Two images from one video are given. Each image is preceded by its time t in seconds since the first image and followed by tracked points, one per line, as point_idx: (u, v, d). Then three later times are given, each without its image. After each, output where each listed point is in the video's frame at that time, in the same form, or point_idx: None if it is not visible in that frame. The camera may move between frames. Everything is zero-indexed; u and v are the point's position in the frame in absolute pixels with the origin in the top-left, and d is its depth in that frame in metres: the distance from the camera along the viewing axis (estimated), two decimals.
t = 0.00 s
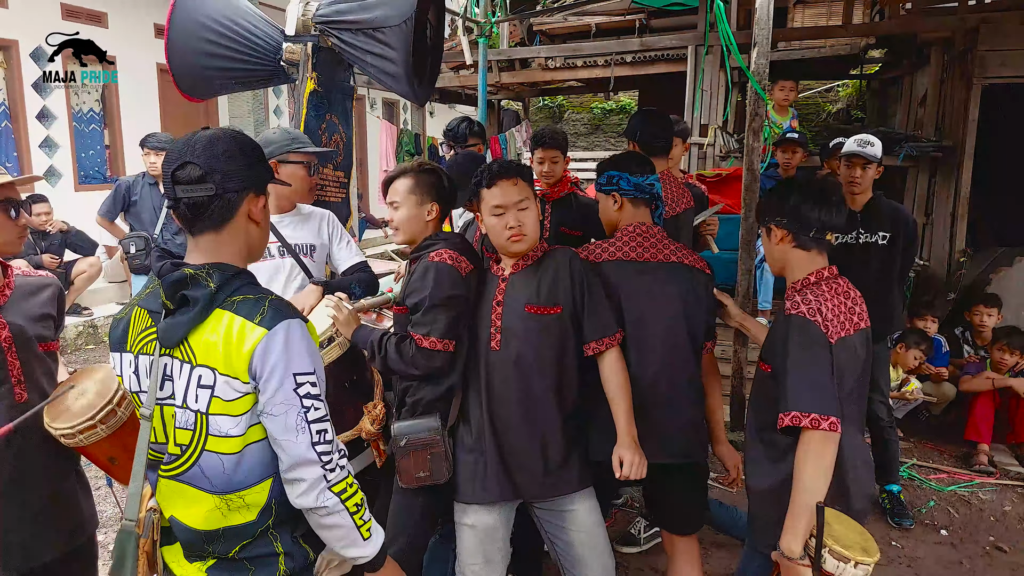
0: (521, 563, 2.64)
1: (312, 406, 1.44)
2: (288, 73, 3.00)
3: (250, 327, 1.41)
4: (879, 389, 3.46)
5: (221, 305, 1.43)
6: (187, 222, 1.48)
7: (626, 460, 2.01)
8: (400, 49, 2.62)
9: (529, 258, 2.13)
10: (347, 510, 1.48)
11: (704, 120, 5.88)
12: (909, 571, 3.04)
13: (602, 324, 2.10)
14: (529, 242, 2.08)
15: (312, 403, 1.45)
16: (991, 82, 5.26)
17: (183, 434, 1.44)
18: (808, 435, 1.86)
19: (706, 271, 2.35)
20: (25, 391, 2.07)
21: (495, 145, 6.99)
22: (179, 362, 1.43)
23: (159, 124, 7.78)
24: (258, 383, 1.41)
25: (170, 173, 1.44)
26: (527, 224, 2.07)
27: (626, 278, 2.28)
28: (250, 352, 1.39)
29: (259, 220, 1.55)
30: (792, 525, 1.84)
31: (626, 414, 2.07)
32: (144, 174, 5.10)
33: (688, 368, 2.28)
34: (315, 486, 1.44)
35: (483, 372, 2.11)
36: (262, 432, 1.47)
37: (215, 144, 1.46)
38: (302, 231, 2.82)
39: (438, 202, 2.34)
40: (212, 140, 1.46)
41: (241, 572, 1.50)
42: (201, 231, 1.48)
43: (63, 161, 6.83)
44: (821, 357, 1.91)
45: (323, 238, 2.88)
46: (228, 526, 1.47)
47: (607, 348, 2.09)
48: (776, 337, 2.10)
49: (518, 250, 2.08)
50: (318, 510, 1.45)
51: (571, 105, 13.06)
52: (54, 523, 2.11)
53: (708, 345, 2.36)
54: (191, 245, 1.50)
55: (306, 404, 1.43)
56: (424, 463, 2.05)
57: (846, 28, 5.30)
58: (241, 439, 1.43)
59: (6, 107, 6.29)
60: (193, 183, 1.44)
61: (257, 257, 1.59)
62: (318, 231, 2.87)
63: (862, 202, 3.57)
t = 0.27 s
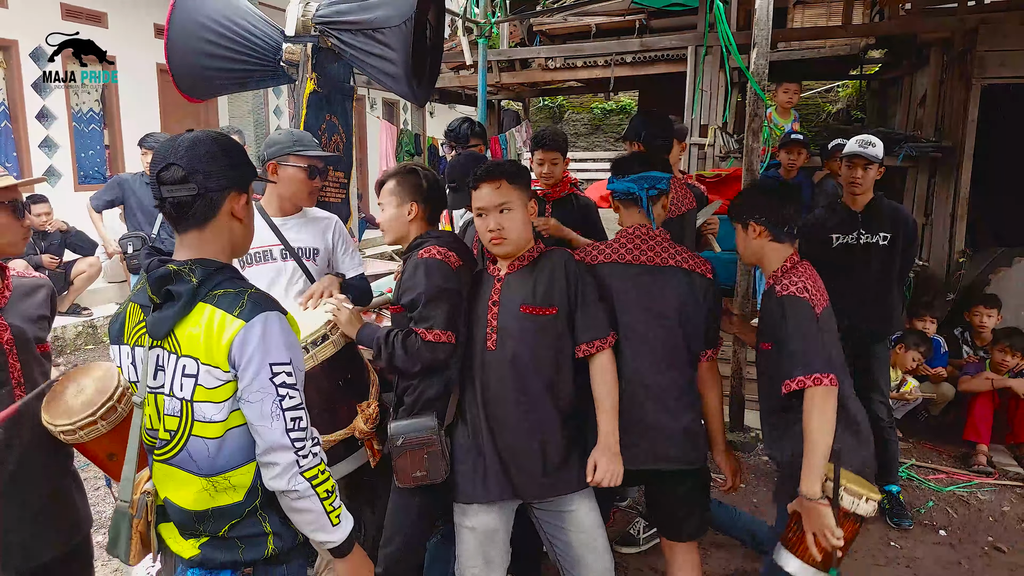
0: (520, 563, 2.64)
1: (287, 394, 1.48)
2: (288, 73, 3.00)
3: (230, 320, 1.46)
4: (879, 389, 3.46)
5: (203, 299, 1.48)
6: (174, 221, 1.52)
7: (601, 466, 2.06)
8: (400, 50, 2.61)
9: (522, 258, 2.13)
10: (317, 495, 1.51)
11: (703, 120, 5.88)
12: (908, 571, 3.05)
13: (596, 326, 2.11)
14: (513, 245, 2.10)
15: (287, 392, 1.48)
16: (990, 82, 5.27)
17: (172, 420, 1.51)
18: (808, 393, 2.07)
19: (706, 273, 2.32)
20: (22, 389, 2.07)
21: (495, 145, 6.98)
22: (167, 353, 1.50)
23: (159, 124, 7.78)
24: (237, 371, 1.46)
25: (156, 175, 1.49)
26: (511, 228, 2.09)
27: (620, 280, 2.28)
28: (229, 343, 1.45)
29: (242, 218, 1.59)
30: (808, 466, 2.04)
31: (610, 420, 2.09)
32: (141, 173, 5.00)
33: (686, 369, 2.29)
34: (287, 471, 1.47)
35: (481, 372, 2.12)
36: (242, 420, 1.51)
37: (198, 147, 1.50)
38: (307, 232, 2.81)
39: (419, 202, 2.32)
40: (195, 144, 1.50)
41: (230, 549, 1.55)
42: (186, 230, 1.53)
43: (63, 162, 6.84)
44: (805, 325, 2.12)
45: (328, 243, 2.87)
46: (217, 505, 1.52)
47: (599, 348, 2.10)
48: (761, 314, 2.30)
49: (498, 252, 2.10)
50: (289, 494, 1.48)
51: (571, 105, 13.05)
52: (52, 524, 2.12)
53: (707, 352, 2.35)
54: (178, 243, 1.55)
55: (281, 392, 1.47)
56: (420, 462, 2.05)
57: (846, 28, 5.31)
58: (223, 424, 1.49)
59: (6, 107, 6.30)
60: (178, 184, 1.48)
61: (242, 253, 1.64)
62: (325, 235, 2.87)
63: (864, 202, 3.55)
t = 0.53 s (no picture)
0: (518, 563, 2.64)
1: (272, 384, 1.49)
2: (286, 74, 3.01)
3: (217, 313, 1.47)
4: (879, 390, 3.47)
5: (191, 294, 1.49)
6: (165, 219, 1.53)
7: (517, 467, 1.99)
8: (398, 51, 2.62)
9: (515, 260, 2.11)
10: (301, 481, 1.52)
11: (703, 120, 5.88)
12: (906, 571, 3.05)
13: (584, 329, 2.06)
14: (493, 249, 2.08)
15: (273, 381, 1.50)
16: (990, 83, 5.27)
17: (160, 409, 1.51)
18: (860, 358, 2.30)
19: (705, 280, 2.29)
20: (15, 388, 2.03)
21: (494, 145, 6.98)
22: (156, 344, 1.50)
23: (159, 124, 7.79)
24: (223, 362, 1.47)
25: (148, 174, 1.49)
26: (488, 228, 2.06)
27: (613, 282, 2.28)
28: (215, 335, 1.46)
29: (230, 218, 1.58)
30: (874, 429, 2.29)
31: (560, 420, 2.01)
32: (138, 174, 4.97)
33: (684, 371, 2.29)
34: (272, 457, 1.49)
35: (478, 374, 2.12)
36: (228, 408, 1.52)
37: (191, 147, 1.51)
38: (305, 236, 2.83)
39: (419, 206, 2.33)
40: (188, 144, 1.51)
41: (212, 535, 1.55)
42: (177, 228, 1.53)
43: (62, 162, 6.84)
44: (834, 296, 2.40)
45: (324, 247, 2.89)
46: (200, 491, 1.53)
47: (584, 354, 2.05)
48: (774, 294, 2.56)
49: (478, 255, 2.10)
50: (274, 479, 1.50)
51: (571, 105, 13.05)
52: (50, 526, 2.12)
53: (702, 360, 2.31)
54: (168, 240, 1.55)
55: (266, 382, 1.48)
56: (416, 469, 2.05)
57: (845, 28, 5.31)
58: (209, 412, 1.50)
59: (6, 107, 6.30)
60: (170, 183, 1.48)
61: (233, 250, 1.64)
62: (323, 241, 2.90)
63: (862, 203, 3.55)
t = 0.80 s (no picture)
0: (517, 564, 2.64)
1: (257, 381, 1.49)
2: (285, 74, 3.02)
3: (204, 310, 1.47)
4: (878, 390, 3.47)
5: (180, 290, 1.49)
6: (159, 219, 1.53)
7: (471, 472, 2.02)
8: (398, 52, 2.62)
9: (513, 264, 2.07)
10: (286, 478, 1.52)
11: (702, 120, 5.88)
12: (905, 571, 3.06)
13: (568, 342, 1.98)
14: (471, 249, 2.09)
15: (258, 378, 1.50)
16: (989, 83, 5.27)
17: (155, 404, 1.52)
18: (878, 365, 2.22)
19: (711, 288, 2.17)
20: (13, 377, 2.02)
21: (494, 145, 6.97)
22: (147, 340, 1.51)
23: (159, 124, 7.79)
24: (209, 358, 1.47)
25: (143, 174, 1.50)
26: (465, 228, 2.09)
27: (615, 290, 2.20)
28: (203, 332, 1.46)
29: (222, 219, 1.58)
30: (892, 428, 2.17)
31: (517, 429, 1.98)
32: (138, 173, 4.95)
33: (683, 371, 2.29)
34: (256, 454, 1.49)
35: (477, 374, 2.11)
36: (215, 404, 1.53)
37: (186, 149, 1.52)
38: (309, 242, 2.86)
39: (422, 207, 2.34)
40: (184, 145, 1.52)
41: (212, 532, 1.57)
42: (169, 228, 1.54)
43: (62, 162, 6.85)
44: (852, 303, 2.35)
45: (326, 252, 2.93)
46: (198, 489, 1.54)
47: (568, 365, 1.97)
48: (792, 298, 2.46)
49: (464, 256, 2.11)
50: (259, 475, 1.50)
51: (571, 105, 13.06)
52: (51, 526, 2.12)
53: (707, 368, 2.15)
54: (161, 239, 1.56)
55: (251, 378, 1.48)
56: (419, 471, 2.05)
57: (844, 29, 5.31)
58: (200, 407, 1.51)
59: (6, 107, 6.31)
60: (165, 183, 1.49)
61: (226, 252, 1.64)
62: (325, 246, 2.94)
63: (860, 203, 3.56)
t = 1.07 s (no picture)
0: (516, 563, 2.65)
1: (254, 384, 1.49)
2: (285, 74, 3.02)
3: (200, 313, 1.47)
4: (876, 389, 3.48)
5: (176, 293, 1.49)
6: (152, 219, 1.53)
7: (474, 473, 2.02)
8: (397, 51, 2.62)
9: (514, 263, 2.07)
10: (282, 479, 1.53)
11: (701, 120, 5.89)
12: (904, 570, 3.06)
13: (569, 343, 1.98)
14: (471, 246, 2.12)
15: (255, 381, 1.50)
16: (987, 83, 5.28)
17: (152, 405, 1.52)
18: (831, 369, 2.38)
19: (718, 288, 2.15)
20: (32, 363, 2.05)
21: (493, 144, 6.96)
22: (142, 342, 1.51)
23: (157, 124, 7.78)
24: (206, 361, 1.47)
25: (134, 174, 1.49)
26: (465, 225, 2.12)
27: (621, 295, 2.16)
28: (199, 335, 1.46)
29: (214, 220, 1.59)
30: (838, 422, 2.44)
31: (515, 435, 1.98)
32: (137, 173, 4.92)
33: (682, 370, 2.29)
34: (253, 455, 1.50)
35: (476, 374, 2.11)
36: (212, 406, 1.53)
37: (177, 149, 1.51)
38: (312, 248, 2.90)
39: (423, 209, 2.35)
40: (175, 145, 1.51)
41: (211, 529, 1.57)
42: (162, 227, 1.54)
43: (61, 161, 6.84)
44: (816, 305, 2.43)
45: (326, 256, 2.98)
46: (195, 488, 1.54)
47: (568, 365, 1.96)
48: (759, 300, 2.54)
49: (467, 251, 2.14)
50: (256, 477, 1.51)
51: (570, 105, 13.07)
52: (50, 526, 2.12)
53: (717, 368, 2.14)
54: (155, 239, 1.56)
55: (248, 381, 1.49)
56: (423, 473, 2.05)
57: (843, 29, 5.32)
58: (197, 409, 1.51)
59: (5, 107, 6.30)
60: (155, 184, 1.49)
61: (219, 250, 1.65)
62: (324, 250, 2.98)
63: (858, 203, 3.56)
